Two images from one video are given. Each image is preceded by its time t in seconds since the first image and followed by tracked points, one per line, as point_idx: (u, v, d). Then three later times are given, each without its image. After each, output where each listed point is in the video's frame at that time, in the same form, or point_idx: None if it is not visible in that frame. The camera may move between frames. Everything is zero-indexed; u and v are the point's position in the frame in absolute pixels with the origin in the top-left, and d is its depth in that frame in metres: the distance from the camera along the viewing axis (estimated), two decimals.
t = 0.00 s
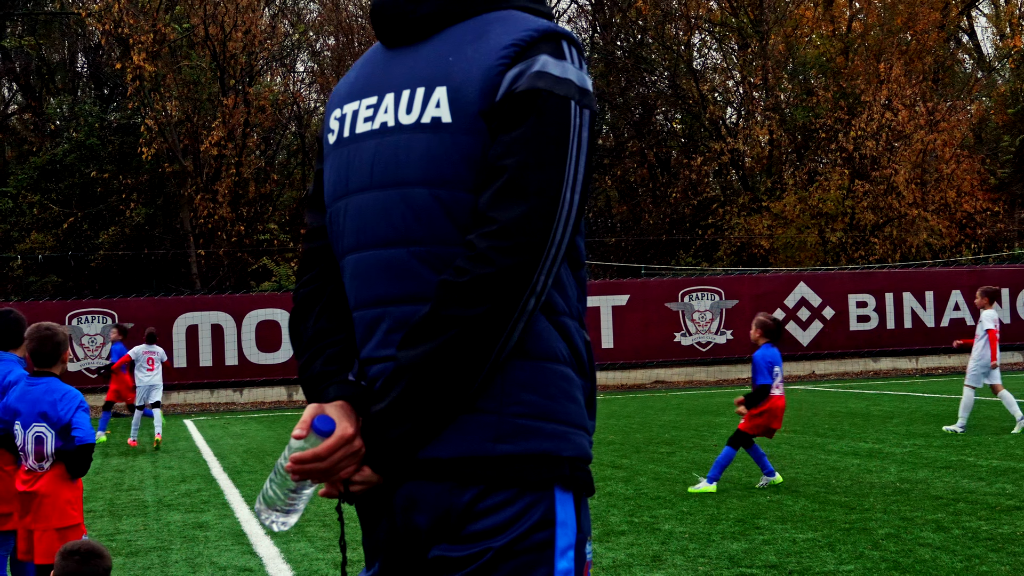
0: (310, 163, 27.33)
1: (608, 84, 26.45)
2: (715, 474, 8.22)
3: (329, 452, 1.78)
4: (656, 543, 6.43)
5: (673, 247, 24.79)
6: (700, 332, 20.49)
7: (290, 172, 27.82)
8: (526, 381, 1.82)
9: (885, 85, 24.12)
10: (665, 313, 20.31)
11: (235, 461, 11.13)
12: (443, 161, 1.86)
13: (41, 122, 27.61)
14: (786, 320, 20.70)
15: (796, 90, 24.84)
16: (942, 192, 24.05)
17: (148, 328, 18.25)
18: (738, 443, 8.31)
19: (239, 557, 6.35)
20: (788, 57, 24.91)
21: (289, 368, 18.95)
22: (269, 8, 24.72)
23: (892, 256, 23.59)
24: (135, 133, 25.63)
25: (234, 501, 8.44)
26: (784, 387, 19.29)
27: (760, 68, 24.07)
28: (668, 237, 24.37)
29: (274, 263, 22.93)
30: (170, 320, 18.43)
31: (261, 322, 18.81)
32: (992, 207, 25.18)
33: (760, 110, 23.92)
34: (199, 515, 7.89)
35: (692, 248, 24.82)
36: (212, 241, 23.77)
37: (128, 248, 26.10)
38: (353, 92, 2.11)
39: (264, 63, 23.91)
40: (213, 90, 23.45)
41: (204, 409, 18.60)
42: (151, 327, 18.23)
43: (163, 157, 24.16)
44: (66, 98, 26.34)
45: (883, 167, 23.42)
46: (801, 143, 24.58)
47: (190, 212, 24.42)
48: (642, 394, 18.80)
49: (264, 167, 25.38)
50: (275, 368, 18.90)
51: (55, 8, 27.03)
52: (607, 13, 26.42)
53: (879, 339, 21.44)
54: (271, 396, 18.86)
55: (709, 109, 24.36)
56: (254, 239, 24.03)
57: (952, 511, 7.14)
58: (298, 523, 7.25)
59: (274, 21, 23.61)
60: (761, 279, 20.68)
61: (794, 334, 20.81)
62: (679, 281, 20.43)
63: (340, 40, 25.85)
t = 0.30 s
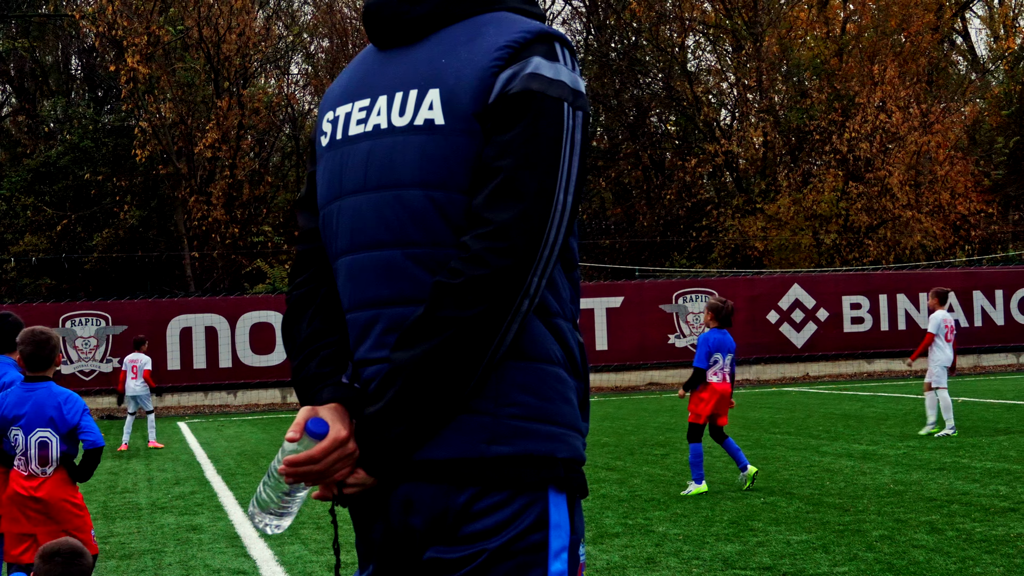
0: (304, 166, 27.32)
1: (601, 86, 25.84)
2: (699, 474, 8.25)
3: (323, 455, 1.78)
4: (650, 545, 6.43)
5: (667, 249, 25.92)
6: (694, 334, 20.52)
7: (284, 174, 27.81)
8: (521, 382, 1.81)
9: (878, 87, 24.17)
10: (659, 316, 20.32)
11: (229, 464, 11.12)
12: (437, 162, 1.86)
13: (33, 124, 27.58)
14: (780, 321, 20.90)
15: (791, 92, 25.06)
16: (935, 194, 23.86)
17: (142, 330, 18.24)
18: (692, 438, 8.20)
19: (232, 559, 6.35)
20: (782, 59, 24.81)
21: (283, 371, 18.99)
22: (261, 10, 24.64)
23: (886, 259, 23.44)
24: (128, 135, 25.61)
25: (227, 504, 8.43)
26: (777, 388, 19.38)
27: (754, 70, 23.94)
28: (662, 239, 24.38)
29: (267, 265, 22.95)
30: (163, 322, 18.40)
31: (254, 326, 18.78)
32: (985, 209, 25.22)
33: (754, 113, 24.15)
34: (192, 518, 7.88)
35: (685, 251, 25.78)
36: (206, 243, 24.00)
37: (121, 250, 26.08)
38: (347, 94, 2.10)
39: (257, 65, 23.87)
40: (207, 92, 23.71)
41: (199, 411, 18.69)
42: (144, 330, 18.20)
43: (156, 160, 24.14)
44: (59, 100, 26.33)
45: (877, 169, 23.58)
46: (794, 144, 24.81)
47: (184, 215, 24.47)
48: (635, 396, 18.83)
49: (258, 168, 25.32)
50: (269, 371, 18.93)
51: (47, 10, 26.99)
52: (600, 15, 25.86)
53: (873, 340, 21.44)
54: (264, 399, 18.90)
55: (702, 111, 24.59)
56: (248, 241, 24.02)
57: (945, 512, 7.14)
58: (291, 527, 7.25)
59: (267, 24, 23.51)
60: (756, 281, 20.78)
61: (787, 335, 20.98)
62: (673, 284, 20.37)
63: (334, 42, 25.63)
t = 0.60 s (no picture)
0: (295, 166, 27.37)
1: (593, 87, 26.64)
2: (687, 476, 8.25)
3: (312, 457, 1.78)
4: (638, 546, 6.44)
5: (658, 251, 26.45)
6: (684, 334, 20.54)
7: (274, 175, 27.85)
8: (511, 384, 1.82)
9: (870, 86, 23.71)
10: (649, 318, 20.31)
11: (218, 465, 11.12)
12: (428, 163, 1.86)
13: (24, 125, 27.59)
14: (769, 322, 20.91)
15: (781, 92, 24.28)
16: (927, 194, 23.95)
17: (132, 331, 18.20)
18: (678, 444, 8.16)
19: (220, 561, 6.35)
20: (773, 59, 24.62)
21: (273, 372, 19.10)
22: (251, 11, 24.60)
23: (877, 260, 23.53)
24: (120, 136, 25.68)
25: (216, 505, 8.44)
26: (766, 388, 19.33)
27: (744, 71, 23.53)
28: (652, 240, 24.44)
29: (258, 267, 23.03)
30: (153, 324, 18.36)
31: (245, 327, 18.79)
32: (976, 210, 25.30)
33: (744, 113, 23.64)
34: (181, 520, 7.89)
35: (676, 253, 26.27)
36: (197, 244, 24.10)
37: (112, 251, 26.09)
38: (336, 95, 2.10)
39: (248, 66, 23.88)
40: (198, 93, 23.80)
41: (188, 412, 18.69)
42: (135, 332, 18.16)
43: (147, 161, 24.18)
44: (49, 101, 26.36)
45: (867, 169, 23.35)
46: (784, 145, 24.59)
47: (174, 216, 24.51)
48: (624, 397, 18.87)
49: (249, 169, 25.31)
50: (259, 372, 19.00)
51: (37, 11, 27.00)
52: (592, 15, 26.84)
53: (864, 340, 21.41)
54: (254, 400, 18.98)
55: (691, 111, 24.41)
56: (238, 242, 24.06)
57: (934, 513, 7.15)
58: (280, 528, 7.25)
59: (257, 25, 23.51)
60: (747, 281, 20.73)
61: (777, 335, 20.98)
62: (663, 285, 20.36)
63: (325, 43, 26.19)
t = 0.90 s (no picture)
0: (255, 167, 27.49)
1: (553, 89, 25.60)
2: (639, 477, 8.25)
3: (263, 459, 1.80)
4: (589, 548, 6.54)
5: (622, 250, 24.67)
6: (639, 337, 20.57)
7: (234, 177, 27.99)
8: (466, 388, 1.83)
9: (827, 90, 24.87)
10: (605, 320, 20.38)
11: (168, 469, 11.13)
12: (385, 166, 1.86)
13: None
14: (725, 324, 21.03)
15: (740, 96, 25.15)
16: (880, 198, 24.98)
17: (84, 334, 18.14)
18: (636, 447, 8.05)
19: (170, 565, 6.39)
20: (733, 63, 25.02)
21: (226, 375, 19.14)
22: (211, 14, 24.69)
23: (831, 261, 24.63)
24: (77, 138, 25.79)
25: (165, 509, 8.47)
26: (720, 392, 19.53)
27: (705, 74, 24.51)
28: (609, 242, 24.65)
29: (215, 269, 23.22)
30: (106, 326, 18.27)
31: (199, 328, 18.89)
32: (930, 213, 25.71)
33: (702, 117, 24.69)
34: (130, 523, 7.90)
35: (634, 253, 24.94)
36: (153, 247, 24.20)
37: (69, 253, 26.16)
38: (297, 97, 2.11)
39: (209, 68, 24.17)
40: (157, 95, 23.76)
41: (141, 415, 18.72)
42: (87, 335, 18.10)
43: (104, 163, 24.31)
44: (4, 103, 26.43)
45: (825, 172, 24.47)
46: (744, 148, 25.32)
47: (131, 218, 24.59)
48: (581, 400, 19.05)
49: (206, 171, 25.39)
50: (212, 375, 19.07)
51: None
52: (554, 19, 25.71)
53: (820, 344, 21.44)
54: (208, 403, 19.10)
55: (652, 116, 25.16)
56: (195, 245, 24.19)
57: (884, 514, 7.22)
58: (230, 532, 7.29)
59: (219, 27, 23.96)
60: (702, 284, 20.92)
61: (731, 338, 21.13)
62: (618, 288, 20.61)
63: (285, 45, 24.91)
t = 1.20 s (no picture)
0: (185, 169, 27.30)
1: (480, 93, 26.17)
2: (588, 490, 7.91)
3: (197, 464, 1.73)
4: (526, 551, 6.59)
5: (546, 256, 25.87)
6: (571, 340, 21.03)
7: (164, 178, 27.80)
8: (398, 391, 1.81)
9: (753, 94, 24.49)
10: (537, 323, 20.80)
11: (101, 473, 10.98)
12: (314, 168, 1.84)
13: None
14: (656, 327, 21.26)
15: (668, 101, 24.77)
16: (810, 202, 24.88)
17: (11, 337, 18.13)
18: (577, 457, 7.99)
19: (103, 570, 6.30)
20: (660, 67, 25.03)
21: (156, 380, 18.98)
22: (135, 14, 24.40)
23: (762, 266, 23.81)
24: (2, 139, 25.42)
25: (99, 514, 8.35)
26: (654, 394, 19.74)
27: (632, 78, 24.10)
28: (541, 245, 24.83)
29: (143, 271, 23.14)
30: (33, 330, 18.29)
31: (129, 332, 18.74)
32: (856, 217, 26.35)
33: (631, 120, 24.36)
34: (64, 528, 7.77)
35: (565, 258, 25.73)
36: (80, 249, 23.89)
37: None
38: (221, 100, 2.07)
39: (133, 69, 23.76)
40: (81, 96, 23.59)
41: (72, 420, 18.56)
42: (14, 338, 18.09)
43: (29, 164, 24.03)
44: None
45: (752, 177, 23.98)
46: (671, 151, 24.94)
47: (57, 221, 24.25)
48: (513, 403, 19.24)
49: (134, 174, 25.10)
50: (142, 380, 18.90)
51: None
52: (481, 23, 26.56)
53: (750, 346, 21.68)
54: (138, 407, 18.86)
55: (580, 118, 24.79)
56: (123, 248, 23.91)
57: (818, 515, 7.32)
58: (165, 536, 7.19)
59: (145, 28, 23.32)
60: (633, 288, 21.09)
61: (663, 341, 21.35)
62: (550, 291, 20.81)
63: (211, 47, 24.84)
